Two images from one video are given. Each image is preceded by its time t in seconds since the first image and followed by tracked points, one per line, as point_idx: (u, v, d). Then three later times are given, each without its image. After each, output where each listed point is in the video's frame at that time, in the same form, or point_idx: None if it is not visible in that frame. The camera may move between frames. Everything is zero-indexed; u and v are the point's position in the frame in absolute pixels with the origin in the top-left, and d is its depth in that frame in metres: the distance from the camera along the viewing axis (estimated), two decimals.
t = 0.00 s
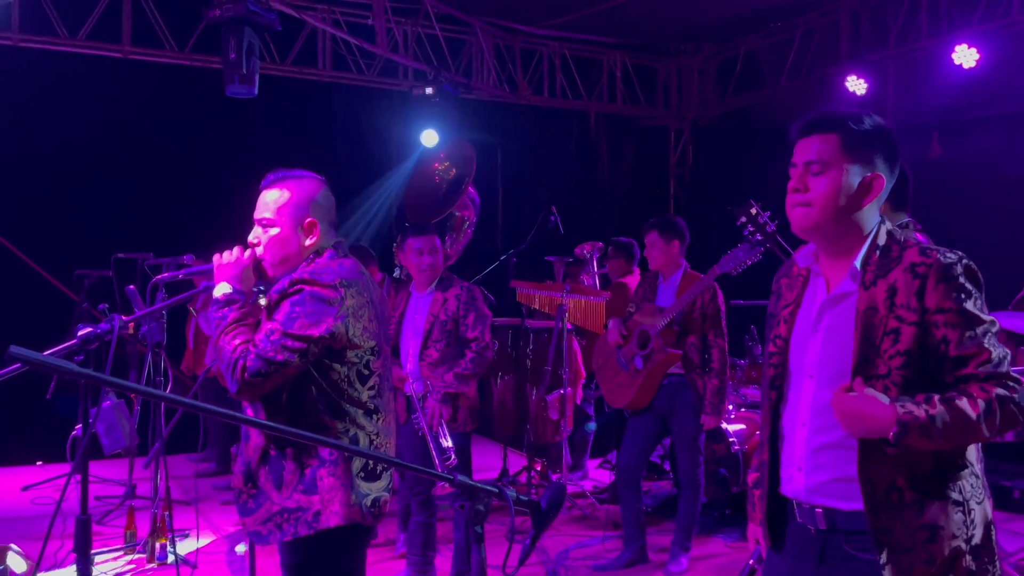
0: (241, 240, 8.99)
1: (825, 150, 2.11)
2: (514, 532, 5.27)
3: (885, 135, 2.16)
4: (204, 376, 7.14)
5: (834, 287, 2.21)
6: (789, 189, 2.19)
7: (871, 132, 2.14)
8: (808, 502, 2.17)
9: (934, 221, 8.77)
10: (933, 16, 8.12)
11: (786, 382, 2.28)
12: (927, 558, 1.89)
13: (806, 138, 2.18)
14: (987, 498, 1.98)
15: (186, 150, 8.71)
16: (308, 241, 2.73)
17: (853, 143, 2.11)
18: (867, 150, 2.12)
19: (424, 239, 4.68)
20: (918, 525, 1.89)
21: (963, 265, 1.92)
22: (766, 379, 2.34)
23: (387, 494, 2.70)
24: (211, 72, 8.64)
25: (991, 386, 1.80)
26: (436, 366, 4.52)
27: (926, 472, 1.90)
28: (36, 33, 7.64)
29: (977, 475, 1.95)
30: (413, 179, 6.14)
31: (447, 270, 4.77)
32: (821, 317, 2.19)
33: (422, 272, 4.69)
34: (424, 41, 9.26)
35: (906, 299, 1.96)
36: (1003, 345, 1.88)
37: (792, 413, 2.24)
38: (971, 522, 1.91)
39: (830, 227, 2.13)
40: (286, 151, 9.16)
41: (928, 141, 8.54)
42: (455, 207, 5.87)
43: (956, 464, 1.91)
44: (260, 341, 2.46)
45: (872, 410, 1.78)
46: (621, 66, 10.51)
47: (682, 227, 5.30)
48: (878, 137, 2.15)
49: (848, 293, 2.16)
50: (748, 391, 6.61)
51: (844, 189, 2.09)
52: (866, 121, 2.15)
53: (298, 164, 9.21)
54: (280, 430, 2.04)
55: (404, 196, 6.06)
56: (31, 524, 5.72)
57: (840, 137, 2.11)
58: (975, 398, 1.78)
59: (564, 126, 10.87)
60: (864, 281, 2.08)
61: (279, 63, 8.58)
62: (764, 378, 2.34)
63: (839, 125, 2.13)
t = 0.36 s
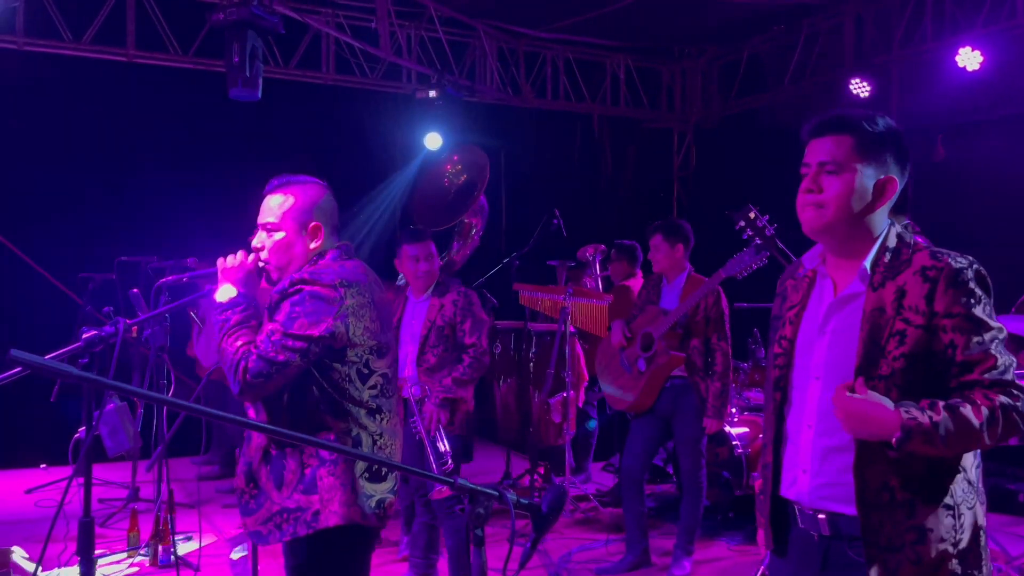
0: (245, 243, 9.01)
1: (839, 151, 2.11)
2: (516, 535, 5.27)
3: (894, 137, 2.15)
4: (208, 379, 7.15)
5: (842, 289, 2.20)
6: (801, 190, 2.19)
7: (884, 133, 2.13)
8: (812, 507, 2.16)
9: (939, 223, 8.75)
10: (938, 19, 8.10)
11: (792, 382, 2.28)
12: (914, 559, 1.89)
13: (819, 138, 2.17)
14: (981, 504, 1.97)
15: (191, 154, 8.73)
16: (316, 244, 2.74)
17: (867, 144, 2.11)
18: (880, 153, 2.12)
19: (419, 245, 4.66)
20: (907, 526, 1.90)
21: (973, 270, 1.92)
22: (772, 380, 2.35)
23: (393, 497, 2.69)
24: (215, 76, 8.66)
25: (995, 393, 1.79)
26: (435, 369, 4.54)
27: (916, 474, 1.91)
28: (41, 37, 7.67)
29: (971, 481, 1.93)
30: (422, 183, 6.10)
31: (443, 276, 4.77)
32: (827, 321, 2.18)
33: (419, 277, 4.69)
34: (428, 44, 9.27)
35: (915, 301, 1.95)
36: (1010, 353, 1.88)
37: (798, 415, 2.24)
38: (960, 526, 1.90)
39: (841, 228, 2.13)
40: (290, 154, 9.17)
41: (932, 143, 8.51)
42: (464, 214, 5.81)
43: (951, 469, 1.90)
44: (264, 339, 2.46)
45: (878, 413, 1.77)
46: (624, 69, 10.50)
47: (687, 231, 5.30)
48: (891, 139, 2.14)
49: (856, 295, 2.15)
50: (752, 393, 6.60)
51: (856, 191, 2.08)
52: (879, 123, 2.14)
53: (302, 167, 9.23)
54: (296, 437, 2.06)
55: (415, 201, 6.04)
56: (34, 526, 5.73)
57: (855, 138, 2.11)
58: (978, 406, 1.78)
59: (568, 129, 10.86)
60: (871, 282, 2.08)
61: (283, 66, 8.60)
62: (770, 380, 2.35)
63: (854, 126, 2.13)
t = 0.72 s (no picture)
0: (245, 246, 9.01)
1: (838, 153, 2.11)
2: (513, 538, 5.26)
3: (892, 142, 2.15)
4: (207, 382, 7.14)
5: (838, 293, 2.20)
6: (798, 193, 2.18)
7: (883, 138, 2.14)
8: (807, 509, 2.15)
9: (940, 227, 8.73)
10: (938, 22, 8.10)
11: (787, 386, 2.28)
12: (920, 562, 1.88)
13: (818, 141, 2.18)
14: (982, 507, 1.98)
15: (191, 157, 8.74)
16: (311, 248, 2.74)
17: (866, 147, 2.11)
18: (878, 155, 2.12)
19: (418, 248, 4.64)
20: (911, 530, 1.89)
21: (970, 276, 1.92)
22: (767, 383, 2.34)
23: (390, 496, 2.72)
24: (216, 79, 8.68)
25: (992, 401, 1.80)
26: (436, 373, 4.53)
27: (922, 480, 1.89)
28: (42, 41, 7.69)
29: (973, 484, 1.95)
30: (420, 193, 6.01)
31: (443, 278, 4.75)
32: (824, 324, 2.18)
33: (417, 281, 4.66)
34: (429, 47, 9.28)
35: (912, 306, 1.95)
36: (1005, 358, 1.88)
37: (795, 418, 2.23)
38: (965, 529, 1.90)
39: (838, 231, 2.12)
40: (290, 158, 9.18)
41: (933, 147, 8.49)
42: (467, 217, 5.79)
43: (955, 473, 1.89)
44: (262, 344, 2.46)
45: (878, 423, 1.77)
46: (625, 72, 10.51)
47: (687, 234, 5.30)
48: (889, 143, 2.15)
49: (852, 298, 2.15)
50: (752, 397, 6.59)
51: (855, 193, 2.08)
52: (879, 127, 2.15)
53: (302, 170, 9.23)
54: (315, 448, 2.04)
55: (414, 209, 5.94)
56: (33, 530, 5.72)
57: (854, 141, 2.11)
58: (975, 414, 1.78)
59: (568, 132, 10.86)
60: (868, 286, 2.07)
61: (283, 69, 8.61)
62: (765, 382, 2.34)
63: (853, 130, 2.13)
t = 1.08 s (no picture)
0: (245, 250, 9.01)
1: (829, 157, 2.11)
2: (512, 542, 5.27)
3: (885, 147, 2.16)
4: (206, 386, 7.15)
5: (828, 298, 2.20)
6: (789, 197, 2.18)
7: (875, 143, 2.15)
8: (798, 512, 2.15)
9: (939, 230, 8.72)
10: (936, 25, 8.11)
11: (777, 391, 2.27)
12: (909, 569, 1.88)
13: (812, 144, 2.18)
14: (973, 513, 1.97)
15: (191, 160, 8.75)
16: (306, 251, 2.75)
17: (858, 151, 2.11)
18: (869, 161, 2.12)
19: (416, 256, 4.61)
20: (899, 536, 1.89)
21: (957, 283, 1.92)
22: (757, 388, 2.33)
23: (382, 501, 2.69)
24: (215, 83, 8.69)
25: (978, 406, 1.80)
26: (435, 376, 4.52)
27: (912, 487, 1.89)
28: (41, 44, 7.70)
29: (964, 490, 1.95)
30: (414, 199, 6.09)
31: (440, 283, 4.75)
32: (813, 329, 2.18)
33: (415, 289, 4.66)
34: (428, 51, 9.30)
35: (899, 313, 1.95)
36: (993, 364, 1.88)
37: (784, 423, 2.23)
38: (955, 536, 1.90)
39: (828, 236, 2.12)
40: (290, 161, 9.20)
41: (931, 150, 8.44)
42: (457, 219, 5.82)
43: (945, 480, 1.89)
44: (251, 351, 2.46)
45: (862, 434, 1.76)
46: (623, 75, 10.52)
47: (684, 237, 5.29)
48: (881, 149, 2.15)
49: (840, 304, 2.15)
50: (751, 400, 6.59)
51: (845, 197, 2.08)
52: (870, 132, 2.15)
53: (301, 173, 9.25)
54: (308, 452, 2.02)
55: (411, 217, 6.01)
56: (31, 533, 5.72)
57: (846, 145, 2.11)
58: (960, 419, 1.78)
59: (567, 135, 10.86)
60: (855, 292, 2.07)
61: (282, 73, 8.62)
62: (756, 387, 2.34)
63: (845, 134, 2.13)
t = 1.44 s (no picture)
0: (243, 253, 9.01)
1: (828, 160, 2.11)
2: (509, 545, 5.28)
3: (883, 151, 2.16)
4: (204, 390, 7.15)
5: (827, 301, 2.20)
6: (788, 200, 2.18)
7: (873, 146, 2.15)
8: (796, 518, 2.15)
9: (937, 233, 8.73)
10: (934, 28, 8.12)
11: (776, 395, 2.27)
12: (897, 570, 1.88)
13: (811, 147, 2.18)
14: (965, 518, 1.97)
15: (190, 163, 8.75)
16: (304, 254, 2.74)
17: (855, 155, 2.11)
18: (867, 164, 2.12)
19: (413, 264, 4.61)
20: (889, 538, 1.89)
21: (957, 287, 1.92)
22: (755, 392, 2.33)
23: (377, 507, 2.69)
24: (214, 86, 8.70)
25: (977, 410, 1.80)
26: (433, 382, 4.50)
27: (903, 489, 1.89)
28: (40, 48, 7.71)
29: (955, 495, 1.95)
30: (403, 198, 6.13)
31: (439, 288, 4.76)
32: (812, 333, 2.19)
33: (413, 295, 4.66)
34: (427, 54, 9.31)
35: (898, 315, 1.95)
36: (991, 368, 1.89)
37: (783, 428, 2.23)
38: (944, 540, 1.90)
39: (827, 238, 2.13)
40: (289, 164, 9.21)
41: (929, 153, 8.49)
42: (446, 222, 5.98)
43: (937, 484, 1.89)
44: (248, 355, 2.46)
45: (862, 437, 1.76)
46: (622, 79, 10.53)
47: (682, 241, 5.30)
48: (879, 153, 2.15)
49: (840, 306, 2.16)
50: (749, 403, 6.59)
51: (844, 200, 2.08)
52: (869, 135, 2.15)
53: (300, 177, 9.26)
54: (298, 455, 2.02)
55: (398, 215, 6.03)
56: (29, 537, 5.72)
57: (845, 148, 2.12)
58: (960, 424, 1.78)
59: (566, 138, 10.87)
60: (855, 293, 2.07)
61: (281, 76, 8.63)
62: (754, 391, 2.33)
63: (844, 137, 2.14)
